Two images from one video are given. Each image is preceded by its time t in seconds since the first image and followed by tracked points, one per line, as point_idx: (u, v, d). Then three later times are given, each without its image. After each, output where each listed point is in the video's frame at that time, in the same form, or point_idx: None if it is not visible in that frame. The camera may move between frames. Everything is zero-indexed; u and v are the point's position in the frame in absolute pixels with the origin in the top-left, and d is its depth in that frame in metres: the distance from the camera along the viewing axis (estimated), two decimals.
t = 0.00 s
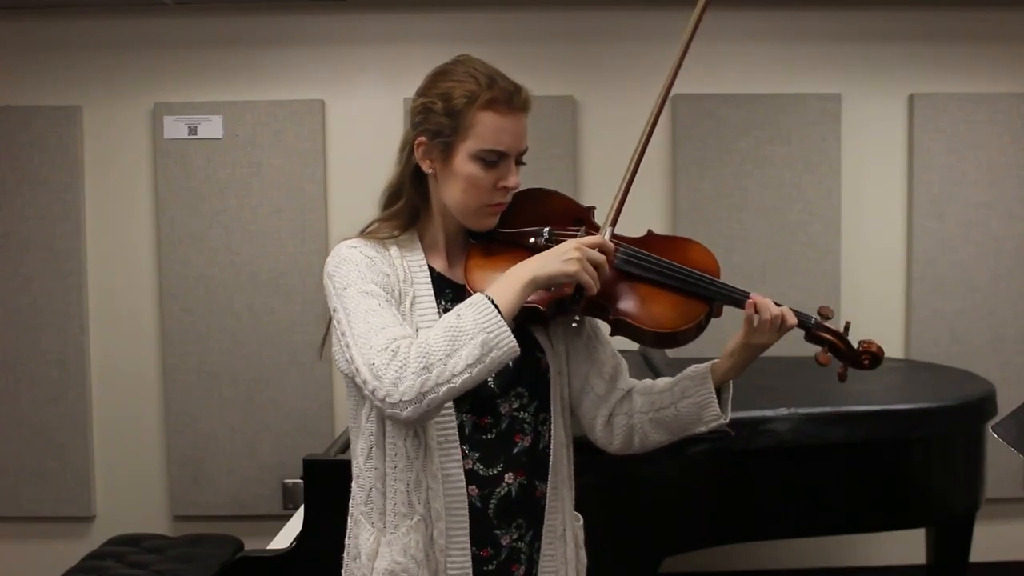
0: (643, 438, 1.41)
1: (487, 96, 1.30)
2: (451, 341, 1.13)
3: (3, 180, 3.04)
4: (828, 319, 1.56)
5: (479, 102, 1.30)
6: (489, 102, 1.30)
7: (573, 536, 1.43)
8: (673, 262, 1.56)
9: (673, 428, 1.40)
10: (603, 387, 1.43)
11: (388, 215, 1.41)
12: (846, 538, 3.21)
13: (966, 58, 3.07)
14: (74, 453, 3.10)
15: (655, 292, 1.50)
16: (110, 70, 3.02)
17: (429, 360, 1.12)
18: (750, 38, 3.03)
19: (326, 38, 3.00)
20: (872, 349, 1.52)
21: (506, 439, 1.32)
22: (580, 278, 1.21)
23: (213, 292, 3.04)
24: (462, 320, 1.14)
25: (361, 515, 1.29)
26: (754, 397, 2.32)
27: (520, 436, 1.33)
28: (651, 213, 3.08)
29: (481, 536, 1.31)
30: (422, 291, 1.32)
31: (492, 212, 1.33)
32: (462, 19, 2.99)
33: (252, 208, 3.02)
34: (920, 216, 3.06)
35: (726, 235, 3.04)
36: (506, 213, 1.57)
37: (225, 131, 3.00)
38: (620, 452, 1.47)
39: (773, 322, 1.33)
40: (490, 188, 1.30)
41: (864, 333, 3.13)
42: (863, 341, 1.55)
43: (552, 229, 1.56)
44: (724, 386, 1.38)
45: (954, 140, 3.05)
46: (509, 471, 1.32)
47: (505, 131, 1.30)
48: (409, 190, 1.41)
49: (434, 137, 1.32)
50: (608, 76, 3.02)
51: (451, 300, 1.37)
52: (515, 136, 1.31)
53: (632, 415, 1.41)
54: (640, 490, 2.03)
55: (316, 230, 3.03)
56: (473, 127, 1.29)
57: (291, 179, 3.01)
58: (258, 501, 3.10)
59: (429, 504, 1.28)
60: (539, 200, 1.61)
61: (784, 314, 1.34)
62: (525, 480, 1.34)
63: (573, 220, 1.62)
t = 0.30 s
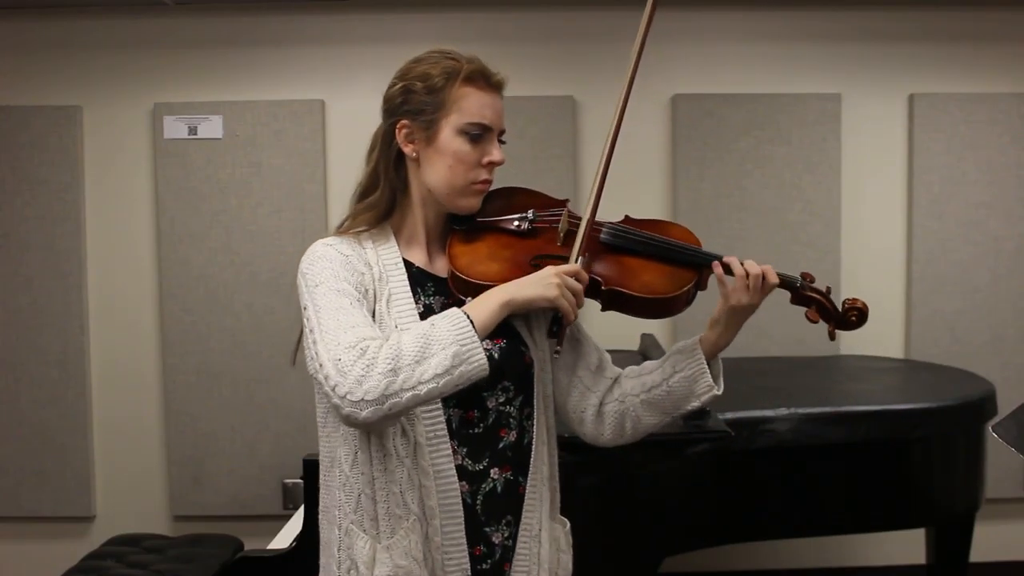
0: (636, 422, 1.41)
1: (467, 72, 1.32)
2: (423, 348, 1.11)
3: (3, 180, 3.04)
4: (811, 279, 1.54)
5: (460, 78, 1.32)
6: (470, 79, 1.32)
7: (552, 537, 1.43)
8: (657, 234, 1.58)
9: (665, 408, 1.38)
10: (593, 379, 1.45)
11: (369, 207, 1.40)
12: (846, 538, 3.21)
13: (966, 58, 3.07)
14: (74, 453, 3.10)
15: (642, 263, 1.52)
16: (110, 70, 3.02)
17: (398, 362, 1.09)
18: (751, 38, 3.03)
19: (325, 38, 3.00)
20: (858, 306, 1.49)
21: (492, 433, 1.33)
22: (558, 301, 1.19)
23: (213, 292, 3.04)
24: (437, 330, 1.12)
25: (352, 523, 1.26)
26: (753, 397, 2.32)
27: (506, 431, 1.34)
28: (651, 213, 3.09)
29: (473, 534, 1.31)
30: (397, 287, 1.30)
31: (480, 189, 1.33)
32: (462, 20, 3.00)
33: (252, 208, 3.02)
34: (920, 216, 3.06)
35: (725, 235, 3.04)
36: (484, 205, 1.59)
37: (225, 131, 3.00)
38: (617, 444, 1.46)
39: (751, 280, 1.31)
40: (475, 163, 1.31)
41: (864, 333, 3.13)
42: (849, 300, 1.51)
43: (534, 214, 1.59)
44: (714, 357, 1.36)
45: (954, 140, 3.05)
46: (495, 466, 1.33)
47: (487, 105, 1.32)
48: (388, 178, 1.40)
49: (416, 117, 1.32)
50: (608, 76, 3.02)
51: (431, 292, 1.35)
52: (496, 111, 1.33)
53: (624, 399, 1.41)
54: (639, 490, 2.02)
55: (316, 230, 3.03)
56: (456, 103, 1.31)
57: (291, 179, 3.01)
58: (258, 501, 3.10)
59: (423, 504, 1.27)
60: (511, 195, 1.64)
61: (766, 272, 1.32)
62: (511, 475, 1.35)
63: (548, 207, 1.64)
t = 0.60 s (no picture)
0: (632, 417, 1.41)
1: (452, 66, 1.32)
2: (359, 435, 1.09)
3: (3, 180, 3.04)
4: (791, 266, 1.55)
5: (448, 72, 1.32)
6: (457, 73, 1.32)
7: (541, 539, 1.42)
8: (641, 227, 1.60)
9: (661, 401, 1.40)
10: (585, 378, 1.43)
11: (349, 204, 1.37)
12: (846, 538, 3.21)
13: (966, 57, 3.07)
14: (74, 453, 3.11)
15: (630, 254, 1.53)
16: (110, 71, 3.02)
17: (330, 442, 1.08)
18: (750, 38, 3.03)
19: (325, 38, 3.00)
20: (837, 290, 1.51)
21: (484, 434, 1.32)
22: (519, 411, 1.15)
23: (213, 291, 3.04)
24: (380, 423, 1.10)
25: (353, 538, 1.26)
26: (752, 397, 2.32)
27: (496, 431, 1.34)
28: (650, 213, 3.08)
29: (467, 538, 1.31)
30: (380, 292, 1.28)
31: (469, 182, 1.33)
32: (462, 19, 2.99)
33: (252, 208, 3.02)
34: (920, 216, 3.06)
35: (725, 234, 3.04)
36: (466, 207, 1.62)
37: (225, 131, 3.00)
38: (608, 440, 1.46)
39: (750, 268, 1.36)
40: (466, 156, 1.31)
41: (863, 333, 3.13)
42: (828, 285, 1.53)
43: (518, 210, 1.63)
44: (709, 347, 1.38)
45: (954, 140, 3.05)
46: (487, 468, 1.32)
47: (474, 99, 1.33)
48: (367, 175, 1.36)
49: (402, 112, 1.30)
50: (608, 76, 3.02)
51: (417, 295, 1.33)
52: (481, 105, 1.34)
53: (618, 394, 1.41)
54: (639, 489, 2.02)
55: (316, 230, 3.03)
56: (444, 97, 1.30)
57: (291, 179, 3.01)
58: (257, 501, 3.10)
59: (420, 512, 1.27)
60: (489, 197, 1.68)
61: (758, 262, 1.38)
62: (503, 476, 1.34)
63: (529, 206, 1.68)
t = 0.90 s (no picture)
0: (613, 431, 1.36)
1: (437, 78, 1.31)
2: (280, 477, 1.04)
3: (3, 180, 3.04)
4: (786, 285, 1.52)
5: (431, 85, 1.31)
6: (441, 85, 1.31)
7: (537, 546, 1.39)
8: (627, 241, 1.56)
9: (644, 417, 1.34)
10: (568, 387, 1.40)
11: (333, 212, 1.38)
12: (846, 538, 3.21)
13: (965, 58, 3.07)
14: (73, 453, 3.11)
15: (611, 271, 1.50)
16: (110, 71, 3.02)
17: (255, 471, 1.03)
18: (751, 38, 3.03)
19: (326, 38, 3.00)
20: (833, 312, 1.47)
21: (467, 443, 1.31)
22: (451, 518, 0.99)
23: (213, 291, 3.04)
24: (310, 480, 1.04)
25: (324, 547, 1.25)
26: (752, 397, 2.32)
27: (482, 440, 1.32)
28: (650, 213, 3.08)
29: (451, 548, 1.28)
30: (360, 302, 1.29)
31: (448, 198, 1.32)
32: (462, 20, 2.99)
33: (252, 208, 3.02)
34: (920, 215, 3.06)
35: (725, 234, 3.04)
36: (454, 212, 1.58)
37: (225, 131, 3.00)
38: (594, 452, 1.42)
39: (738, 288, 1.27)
40: (445, 171, 1.30)
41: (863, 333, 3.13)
42: (824, 306, 1.50)
43: (502, 221, 1.58)
44: (693, 365, 1.31)
45: (954, 140, 3.05)
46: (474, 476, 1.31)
47: (458, 112, 1.31)
48: (353, 184, 1.39)
49: (384, 123, 1.30)
50: (608, 76, 3.02)
51: (398, 304, 1.33)
52: (466, 118, 1.32)
53: (600, 407, 1.36)
54: (638, 490, 2.02)
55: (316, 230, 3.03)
56: (427, 110, 1.30)
57: (292, 179, 3.01)
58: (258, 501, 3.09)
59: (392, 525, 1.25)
60: (478, 201, 1.63)
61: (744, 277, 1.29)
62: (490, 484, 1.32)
63: (518, 212, 1.64)
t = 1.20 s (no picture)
0: (593, 438, 1.34)
1: (433, 76, 1.32)
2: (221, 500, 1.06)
3: (3, 180, 3.04)
4: (790, 297, 1.51)
5: (426, 83, 1.32)
6: (435, 83, 1.32)
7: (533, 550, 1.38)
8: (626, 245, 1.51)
9: (622, 422, 1.32)
10: (551, 393, 1.38)
11: (335, 211, 1.41)
12: (846, 539, 3.21)
13: (965, 57, 3.07)
14: (74, 452, 3.11)
15: (606, 274, 1.45)
16: (110, 71, 3.02)
17: (206, 482, 1.06)
18: (751, 38, 3.03)
19: (326, 38, 3.00)
20: (837, 328, 1.47)
21: (457, 444, 1.30)
22: None
23: (213, 291, 3.04)
24: (246, 511, 1.05)
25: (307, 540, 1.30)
26: (752, 397, 2.32)
27: (473, 442, 1.32)
28: (650, 213, 3.08)
29: (437, 550, 1.28)
30: (352, 302, 1.30)
31: (445, 196, 1.33)
32: (462, 20, 2.99)
33: (252, 208, 3.02)
34: (920, 216, 3.06)
35: (725, 234, 3.04)
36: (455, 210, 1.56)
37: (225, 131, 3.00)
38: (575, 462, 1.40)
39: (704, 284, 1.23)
40: (441, 169, 1.31)
41: (863, 333, 3.13)
42: (828, 321, 1.50)
43: (500, 220, 1.55)
44: (670, 364, 1.31)
45: (954, 140, 3.05)
46: (463, 479, 1.30)
47: (453, 110, 1.32)
48: (354, 183, 1.41)
49: (381, 123, 1.32)
50: (608, 76, 3.02)
51: (394, 305, 1.33)
52: (462, 116, 1.33)
53: (579, 413, 1.34)
54: (637, 490, 2.02)
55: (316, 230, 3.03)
56: (421, 108, 1.31)
57: (292, 179, 3.01)
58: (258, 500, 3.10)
59: (369, 527, 1.25)
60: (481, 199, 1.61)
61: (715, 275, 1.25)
62: (482, 487, 1.32)
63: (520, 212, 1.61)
